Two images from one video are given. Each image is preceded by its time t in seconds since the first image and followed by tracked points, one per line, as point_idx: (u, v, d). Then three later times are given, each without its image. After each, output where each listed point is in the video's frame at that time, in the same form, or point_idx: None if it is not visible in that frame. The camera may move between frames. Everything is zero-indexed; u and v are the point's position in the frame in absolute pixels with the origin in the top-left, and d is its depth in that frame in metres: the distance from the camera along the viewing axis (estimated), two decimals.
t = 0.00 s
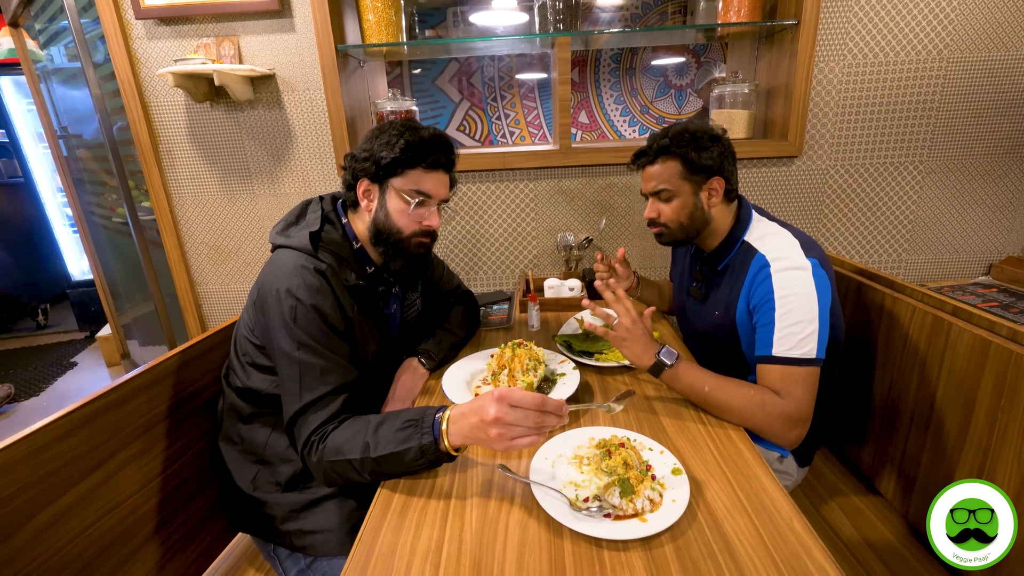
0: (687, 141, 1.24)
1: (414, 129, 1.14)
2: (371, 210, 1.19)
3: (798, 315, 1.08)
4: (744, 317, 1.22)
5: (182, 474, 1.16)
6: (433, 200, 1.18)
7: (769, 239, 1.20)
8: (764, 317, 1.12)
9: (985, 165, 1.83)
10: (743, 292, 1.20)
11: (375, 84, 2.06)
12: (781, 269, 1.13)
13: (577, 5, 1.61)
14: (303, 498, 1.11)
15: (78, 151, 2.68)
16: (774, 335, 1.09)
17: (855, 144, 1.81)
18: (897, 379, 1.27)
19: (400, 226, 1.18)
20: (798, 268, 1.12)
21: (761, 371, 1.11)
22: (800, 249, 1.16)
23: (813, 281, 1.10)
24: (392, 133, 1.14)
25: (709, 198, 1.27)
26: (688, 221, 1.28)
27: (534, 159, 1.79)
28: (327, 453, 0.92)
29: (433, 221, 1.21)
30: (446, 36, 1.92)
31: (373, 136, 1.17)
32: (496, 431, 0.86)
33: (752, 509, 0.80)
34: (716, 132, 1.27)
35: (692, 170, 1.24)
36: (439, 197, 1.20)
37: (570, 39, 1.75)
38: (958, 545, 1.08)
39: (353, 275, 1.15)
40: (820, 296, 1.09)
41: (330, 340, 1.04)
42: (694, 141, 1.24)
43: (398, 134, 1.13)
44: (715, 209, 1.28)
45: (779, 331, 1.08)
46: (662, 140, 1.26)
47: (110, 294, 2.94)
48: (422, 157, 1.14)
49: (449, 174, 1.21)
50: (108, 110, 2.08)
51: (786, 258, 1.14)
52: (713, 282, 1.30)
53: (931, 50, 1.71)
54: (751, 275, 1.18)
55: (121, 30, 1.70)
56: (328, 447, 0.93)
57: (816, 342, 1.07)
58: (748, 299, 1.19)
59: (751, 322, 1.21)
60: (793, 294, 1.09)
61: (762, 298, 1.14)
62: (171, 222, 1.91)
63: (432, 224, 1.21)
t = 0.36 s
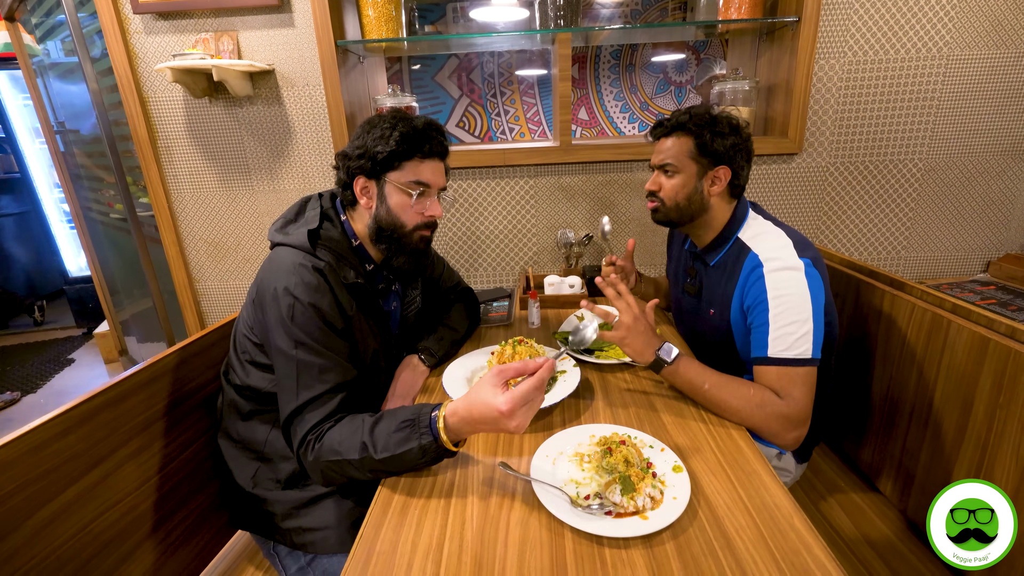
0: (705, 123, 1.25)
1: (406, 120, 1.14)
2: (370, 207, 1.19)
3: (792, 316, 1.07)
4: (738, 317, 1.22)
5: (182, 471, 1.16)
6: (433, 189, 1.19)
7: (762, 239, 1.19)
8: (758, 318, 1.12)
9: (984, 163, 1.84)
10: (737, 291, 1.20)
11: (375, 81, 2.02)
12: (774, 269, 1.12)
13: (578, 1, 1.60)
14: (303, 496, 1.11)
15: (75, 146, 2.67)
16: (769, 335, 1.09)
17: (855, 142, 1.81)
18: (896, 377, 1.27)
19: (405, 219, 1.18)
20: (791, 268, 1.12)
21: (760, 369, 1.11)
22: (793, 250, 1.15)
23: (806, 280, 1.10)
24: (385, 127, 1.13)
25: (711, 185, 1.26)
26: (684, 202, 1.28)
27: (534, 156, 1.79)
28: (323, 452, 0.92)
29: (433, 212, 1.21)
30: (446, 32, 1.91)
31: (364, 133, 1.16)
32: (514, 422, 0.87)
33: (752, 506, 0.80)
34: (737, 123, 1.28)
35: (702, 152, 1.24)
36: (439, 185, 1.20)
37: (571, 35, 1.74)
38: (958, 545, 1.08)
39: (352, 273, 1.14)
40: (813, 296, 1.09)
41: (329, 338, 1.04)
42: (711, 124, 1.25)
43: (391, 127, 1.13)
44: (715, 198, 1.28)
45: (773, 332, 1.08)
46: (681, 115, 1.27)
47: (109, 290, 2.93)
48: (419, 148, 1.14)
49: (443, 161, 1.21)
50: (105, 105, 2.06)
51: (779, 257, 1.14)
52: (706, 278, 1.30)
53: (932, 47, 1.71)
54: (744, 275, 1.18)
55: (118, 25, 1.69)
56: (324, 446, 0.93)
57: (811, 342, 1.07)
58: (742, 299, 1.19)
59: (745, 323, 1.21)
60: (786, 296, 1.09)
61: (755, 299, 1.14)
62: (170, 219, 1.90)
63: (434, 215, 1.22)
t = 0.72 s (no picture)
0: (687, 138, 1.24)
1: (409, 126, 1.13)
2: (367, 211, 1.18)
3: (788, 320, 1.07)
4: (736, 322, 1.21)
5: (174, 477, 1.15)
6: (432, 197, 1.18)
7: (759, 243, 1.19)
8: (756, 323, 1.12)
9: (979, 167, 1.84)
10: (734, 296, 1.19)
11: (370, 82, 1.94)
12: (771, 275, 1.12)
13: (575, 4, 1.60)
14: (296, 502, 1.10)
15: (69, 148, 2.65)
16: (766, 342, 1.09)
17: (851, 146, 1.82)
18: (894, 381, 1.27)
19: (399, 226, 1.16)
20: (789, 272, 1.11)
21: (759, 373, 1.10)
22: (789, 255, 1.15)
23: (803, 286, 1.10)
24: (386, 132, 1.12)
25: (701, 198, 1.26)
26: (677, 218, 1.28)
27: (531, 159, 1.79)
28: (319, 458, 0.91)
29: (431, 219, 1.20)
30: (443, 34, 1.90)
31: (366, 136, 1.16)
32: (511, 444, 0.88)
33: (753, 513, 0.80)
34: (719, 133, 1.26)
35: (688, 168, 1.24)
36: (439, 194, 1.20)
37: (568, 39, 1.74)
38: (958, 545, 1.09)
39: (347, 276, 1.13)
40: (811, 301, 1.09)
41: (324, 342, 1.03)
42: (694, 138, 1.23)
43: (392, 131, 1.12)
44: (707, 210, 1.27)
45: (771, 338, 1.08)
46: (663, 133, 1.27)
47: (102, 292, 2.90)
48: (419, 154, 1.13)
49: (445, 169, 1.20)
50: (99, 106, 2.05)
51: (774, 262, 1.14)
52: (704, 284, 1.30)
53: (927, 52, 1.72)
54: (742, 280, 1.18)
55: (113, 25, 1.68)
56: (320, 452, 0.92)
57: (808, 347, 1.07)
58: (740, 304, 1.19)
59: (743, 327, 1.21)
60: (782, 299, 1.09)
61: (753, 303, 1.14)
62: (164, 220, 1.88)
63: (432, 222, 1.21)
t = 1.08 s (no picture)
0: (693, 147, 1.22)
1: (404, 122, 1.13)
2: (367, 210, 1.18)
3: (797, 327, 1.06)
4: (744, 326, 1.21)
5: (176, 480, 1.14)
6: (429, 192, 1.18)
7: (766, 249, 1.18)
8: (764, 329, 1.11)
9: (988, 169, 1.83)
10: (742, 302, 1.18)
11: (376, 85, 1.95)
12: (780, 281, 1.11)
13: (580, 6, 1.60)
14: (298, 506, 1.09)
15: (76, 150, 2.67)
16: (774, 347, 1.08)
17: (857, 148, 1.80)
18: (902, 386, 1.25)
19: (398, 221, 1.16)
20: (798, 278, 1.11)
21: (765, 379, 1.09)
22: (799, 261, 1.14)
23: (813, 292, 1.09)
24: (382, 129, 1.13)
25: (711, 208, 1.26)
26: (687, 228, 1.27)
27: (535, 162, 1.78)
28: (322, 461, 0.91)
29: (430, 215, 1.20)
30: (447, 37, 1.90)
31: (362, 135, 1.16)
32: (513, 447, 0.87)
33: (759, 520, 0.79)
34: (725, 139, 1.25)
35: (697, 177, 1.22)
36: (436, 188, 1.19)
37: (572, 41, 1.74)
38: (958, 545, 1.08)
39: (350, 278, 1.13)
40: (821, 307, 1.08)
41: (327, 345, 1.03)
42: (701, 147, 1.22)
43: (387, 128, 1.12)
44: (718, 219, 1.27)
45: (779, 343, 1.07)
46: (668, 143, 1.25)
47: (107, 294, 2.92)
48: (414, 151, 1.13)
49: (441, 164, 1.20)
50: (105, 109, 2.06)
51: (784, 268, 1.13)
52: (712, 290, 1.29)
53: (936, 54, 1.70)
54: (750, 286, 1.17)
55: (119, 29, 1.69)
56: (323, 454, 0.92)
57: (818, 354, 1.05)
58: (749, 309, 1.18)
59: (751, 332, 1.20)
60: (792, 305, 1.07)
61: (762, 309, 1.12)
62: (169, 223, 1.89)
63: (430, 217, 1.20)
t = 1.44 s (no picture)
0: (704, 136, 1.24)
1: (404, 126, 1.13)
2: (365, 214, 1.17)
3: (798, 324, 1.06)
4: (744, 325, 1.20)
5: (172, 484, 1.14)
6: (427, 198, 1.17)
7: (768, 248, 1.18)
8: (764, 326, 1.11)
9: (983, 173, 1.84)
10: (743, 299, 1.18)
11: (374, 87, 1.94)
12: (781, 277, 1.11)
13: (578, 9, 1.60)
14: (295, 511, 1.08)
15: (72, 152, 2.66)
16: (774, 343, 1.08)
17: (854, 152, 1.81)
18: (899, 389, 1.26)
19: (399, 227, 1.16)
20: (799, 276, 1.10)
21: (763, 383, 1.09)
22: (801, 259, 1.14)
23: (814, 290, 1.09)
24: (382, 133, 1.12)
25: (713, 197, 1.25)
26: (688, 216, 1.27)
27: (533, 164, 1.78)
28: (322, 464, 0.90)
29: (428, 220, 1.19)
30: (445, 40, 1.90)
31: (362, 139, 1.16)
32: (495, 426, 0.84)
33: (757, 525, 0.79)
34: (736, 134, 1.27)
35: (702, 165, 1.23)
36: (435, 195, 1.19)
37: (570, 45, 1.74)
38: (958, 545, 1.08)
39: (349, 281, 1.12)
40: (822, 306, 1.08)
41: (325, 348, 1.02)
42: (711, 137, 1.24)
43: (387, 133, 1.12)
44: (718, 210, 1.26)
45: (779, 340, 1.07)
46: (680, 130, 1.26)
47: (103, 296, 2.91)
48: (413, 155, 1.12)
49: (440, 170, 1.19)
50: (101, 111, 2.06)
51: (786, 266, 1.13)
52: (712, 289, 1.29)
53: (932, 58, 1.71)
54: (751, 283, 1.17)
55: (116, 31, 1.68)
56: (323, 458, 0.91)
57: (817, 352, 1.06)
58: (749, 306, 1.18)
59: (751, 331, 1.20)
60: (793, 302, 1.08)
61: (762, 306, 1.12)
62: (165, 225, 1.88)
63: (428, 223, 1.20)
